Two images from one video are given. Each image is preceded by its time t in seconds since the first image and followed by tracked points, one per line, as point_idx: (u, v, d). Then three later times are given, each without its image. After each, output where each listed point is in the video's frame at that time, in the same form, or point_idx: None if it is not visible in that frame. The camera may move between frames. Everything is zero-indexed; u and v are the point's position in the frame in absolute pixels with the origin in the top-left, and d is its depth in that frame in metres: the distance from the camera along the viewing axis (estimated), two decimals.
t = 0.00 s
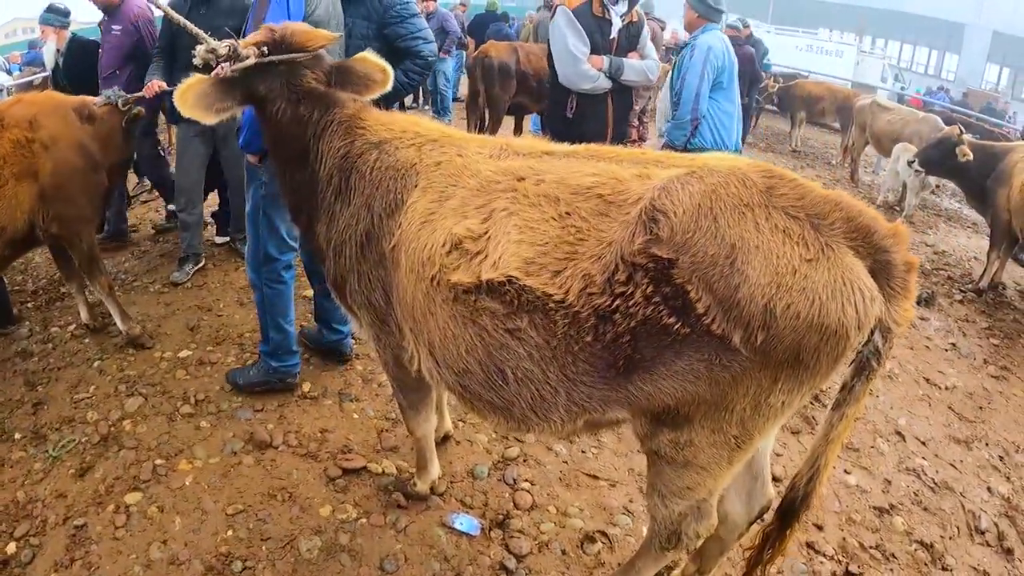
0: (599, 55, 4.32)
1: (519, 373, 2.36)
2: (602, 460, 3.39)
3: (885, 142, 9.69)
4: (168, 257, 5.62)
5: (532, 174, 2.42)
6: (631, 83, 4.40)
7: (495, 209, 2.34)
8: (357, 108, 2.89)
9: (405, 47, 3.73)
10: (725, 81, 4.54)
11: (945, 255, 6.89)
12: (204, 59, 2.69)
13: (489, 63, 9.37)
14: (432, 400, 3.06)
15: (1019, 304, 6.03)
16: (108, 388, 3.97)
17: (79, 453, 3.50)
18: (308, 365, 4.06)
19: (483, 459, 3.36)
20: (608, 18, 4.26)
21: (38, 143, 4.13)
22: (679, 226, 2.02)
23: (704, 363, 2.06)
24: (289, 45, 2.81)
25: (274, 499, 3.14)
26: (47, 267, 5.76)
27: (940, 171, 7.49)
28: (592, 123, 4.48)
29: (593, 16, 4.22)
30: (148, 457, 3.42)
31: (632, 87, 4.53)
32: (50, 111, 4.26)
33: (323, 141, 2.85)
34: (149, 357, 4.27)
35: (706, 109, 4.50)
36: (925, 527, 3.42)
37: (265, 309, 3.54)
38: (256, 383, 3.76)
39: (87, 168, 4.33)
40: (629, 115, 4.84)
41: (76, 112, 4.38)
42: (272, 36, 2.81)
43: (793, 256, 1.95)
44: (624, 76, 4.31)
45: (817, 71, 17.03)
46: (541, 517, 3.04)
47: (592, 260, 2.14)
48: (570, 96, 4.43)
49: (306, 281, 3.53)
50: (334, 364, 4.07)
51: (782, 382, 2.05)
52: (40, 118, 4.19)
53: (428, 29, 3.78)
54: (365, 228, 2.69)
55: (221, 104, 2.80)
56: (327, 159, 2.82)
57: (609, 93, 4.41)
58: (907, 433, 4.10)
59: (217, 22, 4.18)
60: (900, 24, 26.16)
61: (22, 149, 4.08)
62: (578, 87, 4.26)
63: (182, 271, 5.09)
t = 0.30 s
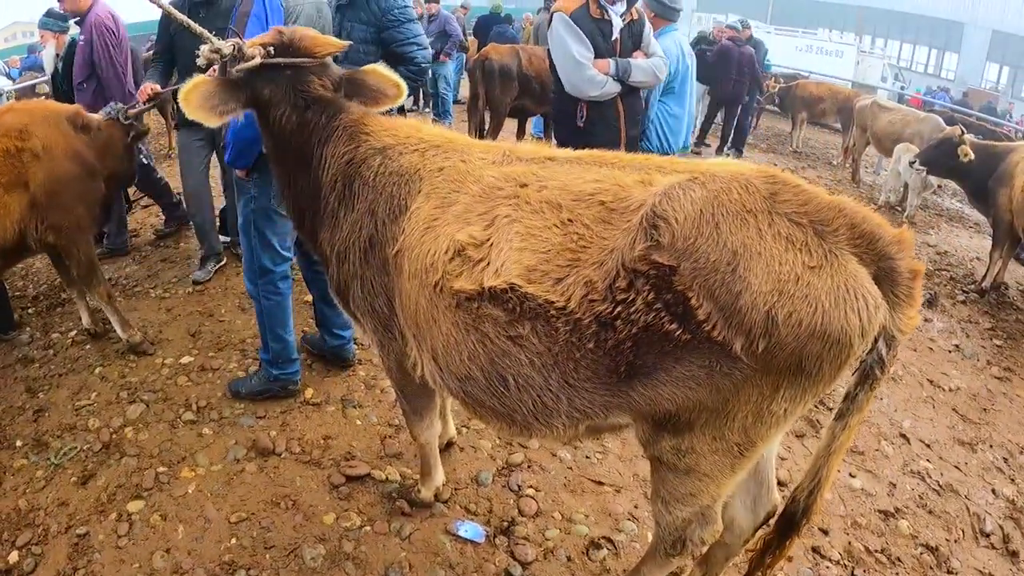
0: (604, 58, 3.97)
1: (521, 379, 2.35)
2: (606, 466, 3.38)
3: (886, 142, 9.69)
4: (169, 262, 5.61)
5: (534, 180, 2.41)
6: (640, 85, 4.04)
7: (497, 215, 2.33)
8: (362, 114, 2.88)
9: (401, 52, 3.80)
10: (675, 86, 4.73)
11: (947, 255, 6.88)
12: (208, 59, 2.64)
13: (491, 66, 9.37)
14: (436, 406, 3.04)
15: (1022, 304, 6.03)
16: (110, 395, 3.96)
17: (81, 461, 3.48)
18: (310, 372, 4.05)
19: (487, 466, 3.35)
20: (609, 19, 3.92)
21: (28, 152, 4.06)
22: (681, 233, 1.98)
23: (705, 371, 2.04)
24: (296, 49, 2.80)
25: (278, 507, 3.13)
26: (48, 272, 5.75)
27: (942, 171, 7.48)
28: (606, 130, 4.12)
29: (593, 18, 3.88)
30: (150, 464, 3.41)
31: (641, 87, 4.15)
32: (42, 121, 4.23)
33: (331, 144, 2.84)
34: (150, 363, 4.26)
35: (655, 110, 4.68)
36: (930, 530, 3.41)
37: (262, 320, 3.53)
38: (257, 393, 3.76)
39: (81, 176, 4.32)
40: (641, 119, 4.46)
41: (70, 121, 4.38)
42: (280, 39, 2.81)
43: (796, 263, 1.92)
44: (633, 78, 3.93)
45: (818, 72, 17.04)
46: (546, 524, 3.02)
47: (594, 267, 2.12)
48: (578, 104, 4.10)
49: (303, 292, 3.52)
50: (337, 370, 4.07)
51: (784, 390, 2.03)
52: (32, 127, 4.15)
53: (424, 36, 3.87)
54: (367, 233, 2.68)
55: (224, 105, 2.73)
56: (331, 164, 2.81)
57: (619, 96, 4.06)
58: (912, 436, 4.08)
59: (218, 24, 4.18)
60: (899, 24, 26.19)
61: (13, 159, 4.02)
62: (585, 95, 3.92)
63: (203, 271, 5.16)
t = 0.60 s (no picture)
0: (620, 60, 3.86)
1: (521, 394, 2.29)
2: (610, 476, 3.32)
3: (890, 142, 9.63)
4: (167, 267, 5.56)
5: (536, 186, 2.35)
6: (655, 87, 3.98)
7: (497, 222, 2.27)
8: (358, 116, 2.82)
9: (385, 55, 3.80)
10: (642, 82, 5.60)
11: (953, 256, 6.82)
12: (200, 61, 2.54)
13: (493, 67, 9.30)
14: (436, 416, 2.97)
15: None
16: (107, 403, 3.90)
17: (76, 470, 3.42)
18: (309, 380, 3.99)
19: (488, 476, 3.29)
20: (622, 20, 3.81)
21: (19, 160, 4.10)
22: (688, 241, 1.92)
23: (715, 386, 1.98)
24: (291, 50, 2.75)
25: (275, 519, 3.07)
26: (45, 277, 5.70)
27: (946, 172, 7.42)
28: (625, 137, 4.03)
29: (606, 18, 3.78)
30: (147, 475, 3.35)
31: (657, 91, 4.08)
32: (32, 128, 4.25)
33: (323, 148, 2.77)
34: (147, 370, 4.20)
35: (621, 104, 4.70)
36: (940, 539, 3.33)
37: (251, 334, 3.48)
38: (255, 403, 3.71)
39: (73, 183, 4.37)
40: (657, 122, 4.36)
41: (62, 127, 4.44)
42: (275, 39, 2.75)
43: (810, 272, 1.85)
44: (650, 80, 3.84)
45: (820, 72, 16.98)
46: (549, 536, 2.96)
47: (597, 277, 2.06)
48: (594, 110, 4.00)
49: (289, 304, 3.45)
50: (336, 377, 4.02)
51: (797, 404, 1.96)
52: (22, 134, 4.17)
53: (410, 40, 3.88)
54: (364, 241, 2.61)
55: (214, 105, 2.62)
56: (325, 167, 2.74)
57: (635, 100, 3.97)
58: (920, 442, 4.02)
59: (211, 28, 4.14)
60: (900, 24, 26.12)
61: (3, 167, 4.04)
62: (603, 101, 3.80)
63: (201, 275, 5.10)
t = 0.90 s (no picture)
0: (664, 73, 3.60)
1: (520, 407, 2.22)
2: (613, 485, 3.25)
3: (893, 143, 9.57)
4: (164, 271, 5.49)
5: (536, 188, 2.28)
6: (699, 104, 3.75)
7: (495, 225, 2.20)
8: (352, 113, 2.75)
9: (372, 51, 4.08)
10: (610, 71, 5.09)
11: (958, 258, 6.74)
12: (187, 55, 2.49)
13: (494, 68, 9.22)
14: (435, 426, 2.90)
15: None
16: (101, 410, 3.83)
17: (69, 479, 3.35)
18: (306, 387, 3.93)
19: (489, 486, 3.22)
20: (668, 30, 3.55)
21: (15, 163, 4.02)
22: (696, 248, 1.84)
23: (724, 402, 1.91)
24: (282, 44, 2.70)
25: (271, 530, 3.00)
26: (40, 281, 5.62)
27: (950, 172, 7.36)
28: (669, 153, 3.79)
29: (652, 30, 3.50)
30: (140, 484, 3.28)
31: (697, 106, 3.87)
32: (30, 130, 4.20)
33: (316, 149, 2.70)
34: (142, 376, 4.12)
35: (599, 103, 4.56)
36: (950, 547, 3.25)
37: (244, 344, 3.43)
38: (251, 411, 3.65)
39: (68, 186, 4.31)
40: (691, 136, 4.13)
41: (59, 128, 4.38)
42: (265, 32, 2.69)
43: (825, 279, 1.78)
44: (697, 96, 3.61)
45: (822, 72, 16.93)
46: (551, 548, 2.89)
47: (598, 285, 1.98)
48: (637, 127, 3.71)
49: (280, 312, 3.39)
50: (334, 385, 3.94)
51: (811, 418, 1.89)
52: (18, 135, 4.12)
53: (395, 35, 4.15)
54: (357, 245, 2.54)
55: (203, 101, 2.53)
56: (318, 166, 2.68)
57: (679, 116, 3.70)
58: (928, 448, 3.94)
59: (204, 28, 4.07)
60: (901, 25, 26.08)
61: None
62: (651, 118, 3.53)
63: (197, 280, 5.06)
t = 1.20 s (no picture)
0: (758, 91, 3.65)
1: (523, 405, 2.21)
2: (616, 486, 3.24)
3: (893, 143, 9.57)
4: (164, 271, 5.47)
5: (541, 186, 2.26)
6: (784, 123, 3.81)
7: (500, 222, 2.19)
8: (358, 111, 2.74)
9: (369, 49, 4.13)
10: (570, 59, 5.47)
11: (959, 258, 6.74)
12: (190, 52, 2.50)
13: (497, 67, 9.30)
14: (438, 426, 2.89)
15: None
16: (100, 411, 3.81)
17: (68, 480, 3.33)
18: (307, 387, 3.92)
19: (491, 487, 3.20)
20: (765, 45, 3.55)
21: (25, 156, 4.03)
22: (701, 245, 1.83)
23: (729, 401, 1.90)
24: (288, 40, 2.69)
25: (271, 532, 2.98)
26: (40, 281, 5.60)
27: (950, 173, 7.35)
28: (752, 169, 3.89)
29: (752, 43, 3.49)
30: (140, 485, 3.26)
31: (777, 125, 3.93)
32: (36, 126, 4.19)
33: (316, 147, 2.69)
34: (142, 376, 4.11)
35: (555, 84, 5.46)
36: (953, 548, 3.23)
37: (240, 345, 3.39)
38: (251, 411, 3.63)
39: (74, 180, 4.29)
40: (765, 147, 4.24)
41: (64, 125, 4.37)
42: (273, 29, 2.69)
43: (831, 277, 1.77)
44: (786, 118, 3.68)
45: (822, 73, 16.96)
46: (554, 549, 2.88)
47: (604, 283, 1.97)
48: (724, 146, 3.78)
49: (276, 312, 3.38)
50: (335, 386, 3.93)
51: (816, 419, 1.88)
52: (27, 131, 4.11)
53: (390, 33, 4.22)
54: (361, 241, 2.53)
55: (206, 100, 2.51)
56: (322, 163, 2.66)
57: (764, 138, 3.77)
58: (930, 449, 3.94)
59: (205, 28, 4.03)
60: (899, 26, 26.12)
61: (9, 163, 3.98)
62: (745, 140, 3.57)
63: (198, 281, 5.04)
